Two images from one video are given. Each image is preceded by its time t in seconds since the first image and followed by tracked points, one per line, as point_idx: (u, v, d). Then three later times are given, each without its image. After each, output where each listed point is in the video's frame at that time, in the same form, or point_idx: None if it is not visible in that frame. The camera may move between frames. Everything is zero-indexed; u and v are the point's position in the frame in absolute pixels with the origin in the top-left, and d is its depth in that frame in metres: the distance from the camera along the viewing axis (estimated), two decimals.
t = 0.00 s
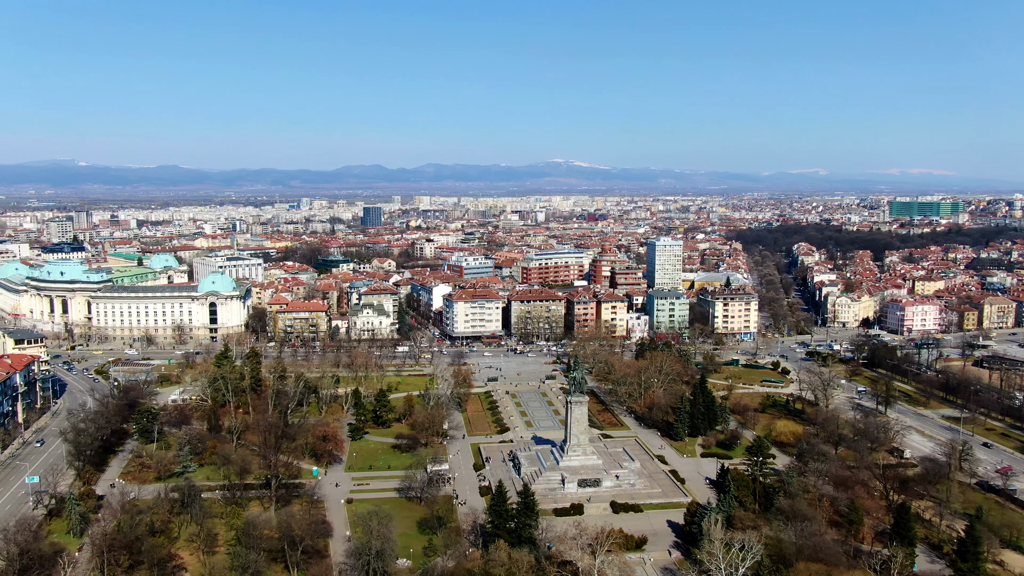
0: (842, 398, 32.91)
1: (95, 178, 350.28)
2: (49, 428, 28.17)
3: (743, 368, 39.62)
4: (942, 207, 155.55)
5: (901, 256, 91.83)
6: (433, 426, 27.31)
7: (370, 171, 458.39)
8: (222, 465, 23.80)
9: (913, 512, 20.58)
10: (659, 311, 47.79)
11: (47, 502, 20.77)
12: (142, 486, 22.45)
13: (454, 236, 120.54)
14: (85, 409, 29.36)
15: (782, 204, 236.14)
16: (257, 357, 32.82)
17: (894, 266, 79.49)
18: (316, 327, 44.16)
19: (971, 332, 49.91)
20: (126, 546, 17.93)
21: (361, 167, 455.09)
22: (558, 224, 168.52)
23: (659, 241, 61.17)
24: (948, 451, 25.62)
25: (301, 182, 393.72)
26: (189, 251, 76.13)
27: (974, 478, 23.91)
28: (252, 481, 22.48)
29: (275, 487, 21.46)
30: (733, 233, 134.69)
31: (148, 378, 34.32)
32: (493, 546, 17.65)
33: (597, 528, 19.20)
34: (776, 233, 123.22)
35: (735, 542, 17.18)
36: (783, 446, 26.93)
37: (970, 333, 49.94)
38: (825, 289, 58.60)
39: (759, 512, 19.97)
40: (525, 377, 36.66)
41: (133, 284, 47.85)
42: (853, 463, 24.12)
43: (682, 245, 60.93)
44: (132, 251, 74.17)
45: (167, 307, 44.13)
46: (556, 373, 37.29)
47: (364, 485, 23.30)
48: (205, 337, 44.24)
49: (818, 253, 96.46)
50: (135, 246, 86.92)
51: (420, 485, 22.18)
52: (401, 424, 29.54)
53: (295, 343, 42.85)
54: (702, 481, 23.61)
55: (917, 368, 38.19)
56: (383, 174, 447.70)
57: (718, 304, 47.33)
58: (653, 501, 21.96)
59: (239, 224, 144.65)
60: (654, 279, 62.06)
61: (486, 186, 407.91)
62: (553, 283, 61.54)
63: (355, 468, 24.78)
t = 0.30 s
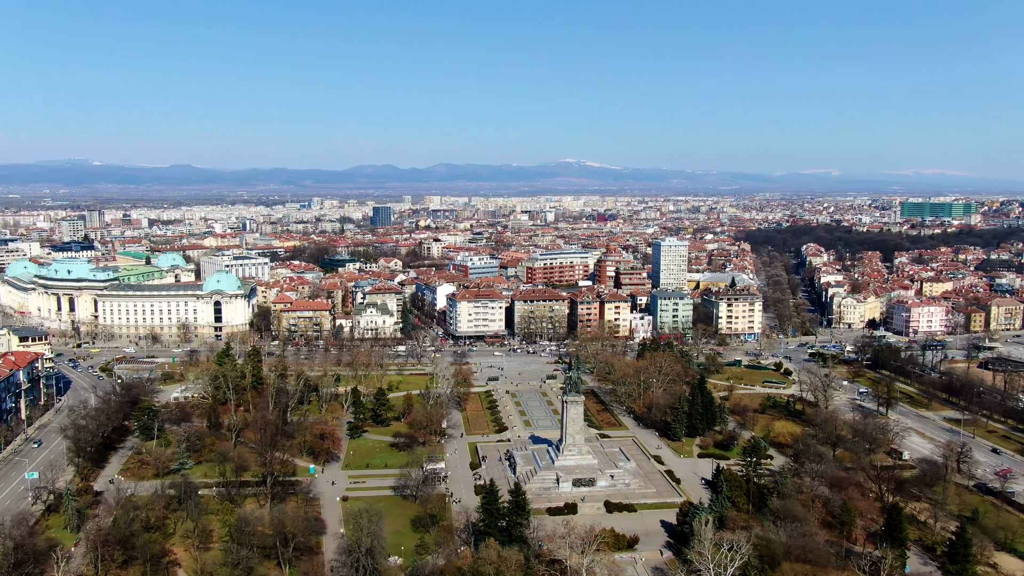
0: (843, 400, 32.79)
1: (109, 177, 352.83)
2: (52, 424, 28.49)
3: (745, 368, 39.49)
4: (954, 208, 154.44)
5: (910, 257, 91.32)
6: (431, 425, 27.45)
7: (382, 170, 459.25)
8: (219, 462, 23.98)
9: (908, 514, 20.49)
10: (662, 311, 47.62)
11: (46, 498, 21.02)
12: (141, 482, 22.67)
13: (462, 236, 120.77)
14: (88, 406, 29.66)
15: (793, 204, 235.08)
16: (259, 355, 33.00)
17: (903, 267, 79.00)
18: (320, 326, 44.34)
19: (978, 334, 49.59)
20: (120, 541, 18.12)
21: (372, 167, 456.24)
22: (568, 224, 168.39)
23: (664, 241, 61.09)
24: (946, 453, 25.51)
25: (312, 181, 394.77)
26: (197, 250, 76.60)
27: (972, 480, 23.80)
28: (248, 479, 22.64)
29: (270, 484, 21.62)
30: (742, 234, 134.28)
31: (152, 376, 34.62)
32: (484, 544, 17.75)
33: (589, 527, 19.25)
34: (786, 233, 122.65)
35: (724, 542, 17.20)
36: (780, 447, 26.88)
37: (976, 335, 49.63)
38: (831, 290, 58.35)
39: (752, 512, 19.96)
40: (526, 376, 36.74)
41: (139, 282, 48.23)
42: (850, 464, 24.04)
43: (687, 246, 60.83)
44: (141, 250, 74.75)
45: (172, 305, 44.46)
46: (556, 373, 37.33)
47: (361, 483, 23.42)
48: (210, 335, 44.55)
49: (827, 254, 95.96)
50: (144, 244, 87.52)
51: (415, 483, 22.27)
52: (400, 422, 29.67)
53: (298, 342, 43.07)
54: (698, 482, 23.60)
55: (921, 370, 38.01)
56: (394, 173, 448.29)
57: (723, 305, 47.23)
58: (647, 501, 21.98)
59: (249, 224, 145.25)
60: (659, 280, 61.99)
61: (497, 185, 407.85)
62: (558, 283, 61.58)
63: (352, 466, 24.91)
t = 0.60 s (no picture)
0: (844, 401, 32.65)
1: (123, 176, 355.54)
2: (55, 421, 28.77)
3: (748, 369, 39.37)
4: (967, 208, 153.24)
5: (920, 258, 90.65)
6: (429, 424, 27.54)
7: (393, 169, 460.14)
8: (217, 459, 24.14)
9: (902, 515, 20.46)
10: (666, 312, 47.30)
11: (45, 493, 21.25)
12: (139, 479, 22.86)
13: (470, 236, 120.93)
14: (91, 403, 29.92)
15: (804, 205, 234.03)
16: (260, 353, 33.19)
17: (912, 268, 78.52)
18: (324, 325, 44.49)
19: (985, 335, 49.20)
20: (114, 537, 18.32)
21: (384, 167, 457.12)
22: (577, 224, 168.26)
23: (669, 241, 60.97)
24: (945, 455, 25.37)
25: (323, 181, 395.67)
26: (206, 249, 77.11)
27: (971, 483, 23.67)
28: (246, 476, 22.79)
29: (266, 482, 21.75)
30: (752, 234, 133.76)
31: (155, 373, 34.90)
32: (475, 542, 17.83)
33: (581, 526, 19.29)
34: (796, 233, 122.08)
35: (714, 542, 17.20)
36: (778, 447, 26.81)
37: (983, 337, 49.30)
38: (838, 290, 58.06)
39: (745, 513, 19.92)
40: (528, 376, 36.78)
41: (146, 281, 48.60)
42: (847, 465, 23.95)
43: (692, 246, 60.68)
44: (149, 249, 75.26)
45: (178, 303, 44.76)
46: (558, 373, 37.35)
47: (357, 481, 23.54)
48: (215, 333, 44.82)
49: (836, 254, 95.49)
50: (154, 243, 88.08)
51: (410, 481, 22.35)
52: (399, 421, 29.78)
53: (303, 341, 43.26)
54: (693, 482, 23.58)
55: (924, 372, 37.79)
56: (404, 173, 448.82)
57: (727, 305, 47.12)
58: (641, 501, 21.97)
59: (260, 223, 145.92)
60: (665, 280, 61.89)
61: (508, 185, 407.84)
62: (563, 283, 61.59)
63: (350, 464, 25.03)
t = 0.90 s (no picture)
0: (846, 402, 32.51)
1: (136, 176, 358.02)
2: (58, 417, 29.08)
3: (750, 369, 39.27)
4: (979, 208, 152.06)
5: (930, 258, 89.99)
6: (427, 423, 27.67)
7: (404, 169, 460.96)
8: (216, 456, 24.31)
9: (896, 517, 20.40)
10: (669, 312, 47.24)
11: (44, 488, 21.49)
12: (139, 475, 23.09)
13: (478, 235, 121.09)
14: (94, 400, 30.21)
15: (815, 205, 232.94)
16: (262, 352, 33.39)
17: (921, 269, 78.05)
18: (328, 324, 44.68)
19: (992, 337, 48.83)
20: (108, 533, 18.53)
21: (395, 166, 458.19)
22: (586, 224, 168.07)
23: (675, 241, 60.87)
24: (945, 456, 25.23)
25: (335, 181, 397.12)
26: (214, 248, 77.53)
27: (970, 485, 23.55)
28: (244, 473, 22.94)
29: (262, 479, 21.92)
30: (761, 234, 133.22)
31: (159, 371, 35.17)
32: (466, 540, 17.92)
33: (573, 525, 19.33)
34: (805, 234, 121.47)
35: (702, 542, 17.23)
36: (777, 448, 26.75)
37: (990, 338, 48.96)
38: (844, 291, 57.81)
39: (737, 513, 19.91)
40: (529, 375, 36.87)
41: (152, 279, 48.96)
42: (844, 466, 23.87)
43: (698, 246, 60.56)
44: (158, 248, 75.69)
45: (183, 302, 45.09)
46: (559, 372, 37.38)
47: (354, 478, 23.68)
48: (220, 332, 45.08)
49: (845, 255, 95.01)
50: (163, 242, 88.62)
51: (406, 479, 22.44)
52: (399, 419, 29.88)
53: (307, 340, 43.44)
54: (689, 482, 23.56)
55: (928, 373, 37.59)
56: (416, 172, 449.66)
57: (731, 305, 47.04)
58: (636, 501, 21.97)
59: (270, 223, 146.54)
60: (670, 279, 61.80)
61: (518, 185, 407.77)
62: (568, 283, 61.60)
63: (348, 462, 25.18)
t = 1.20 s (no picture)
0: (847, 403, 32.39)
1: (149, 175, 360.29)
2: (61, 414, 29.37)
3: (752, 370, 39.18)
4: (992, 208, 150.86)
5: (938, 259, 89.48)
6: (425, 422, 27.78)
7: (415, 168, 461.50)
8: (214, 454, 24.47)
9: (890, 518, 20.37)
10: (673, 312, 47.15)
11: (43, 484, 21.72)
12: (138, 472, 23.32)
13: (486, 235, 121.28)
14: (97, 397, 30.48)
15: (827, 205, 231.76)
16: (264, 350, 33.54)
17: (930, 269, 77.53)
18: (331, 323, 44.86)
19: (999, 338, 48.48)
20: (103, 528, 18.72)
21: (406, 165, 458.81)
22: (595, 224, 167.79)
23: (680, 241, 60.75)
24: (944, 458, 25.11)
25: (346, 180, 397.93)
26: (222, 247, 77.88)
27: (968, 487, 23.42)
28: (241, 470, 23.09)
29: (258, 476, 22.08)
30: (771, 234, 132.63)
31: (162, 370, 35.40)
32: (457, 538, 18.00)
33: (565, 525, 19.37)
34: (814, 234, 120.84)
35: (692, 541, 17.25)
36: (774, 448, 26.69)
37: (996, 339, 48.61)
38: (850, 292, 57.52)
39: (729, 513, 19.90)
40: (529, 374, 36.94)
41: (158, 278, 49.29)
42: (841, 467, 23.79)
43: (703, 246, 60.41)
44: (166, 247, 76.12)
45: (188, 301, 45.39)
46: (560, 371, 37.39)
47: (351, 476, 23.80)
48: (225, 330, 45.33)
49: (854, 256, 94.47)
50: (172, 241, 89.19)
51: (401, 477, 22.54)
52: (398, 418, 29.99)
53: (310, 339, 43.62)
54: (684, 482, 23.55)
55: (932, 374, 37.38)
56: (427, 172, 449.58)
57: (735, 305, 46.92)
58: (630, 500, 21.98)
59: (279, 222, 146.99)
60: (675, 280, 61.68)
61: (529, 185, 407.41)
62: (573, 283, 61.59)
63: (345, 460, 25.30)
